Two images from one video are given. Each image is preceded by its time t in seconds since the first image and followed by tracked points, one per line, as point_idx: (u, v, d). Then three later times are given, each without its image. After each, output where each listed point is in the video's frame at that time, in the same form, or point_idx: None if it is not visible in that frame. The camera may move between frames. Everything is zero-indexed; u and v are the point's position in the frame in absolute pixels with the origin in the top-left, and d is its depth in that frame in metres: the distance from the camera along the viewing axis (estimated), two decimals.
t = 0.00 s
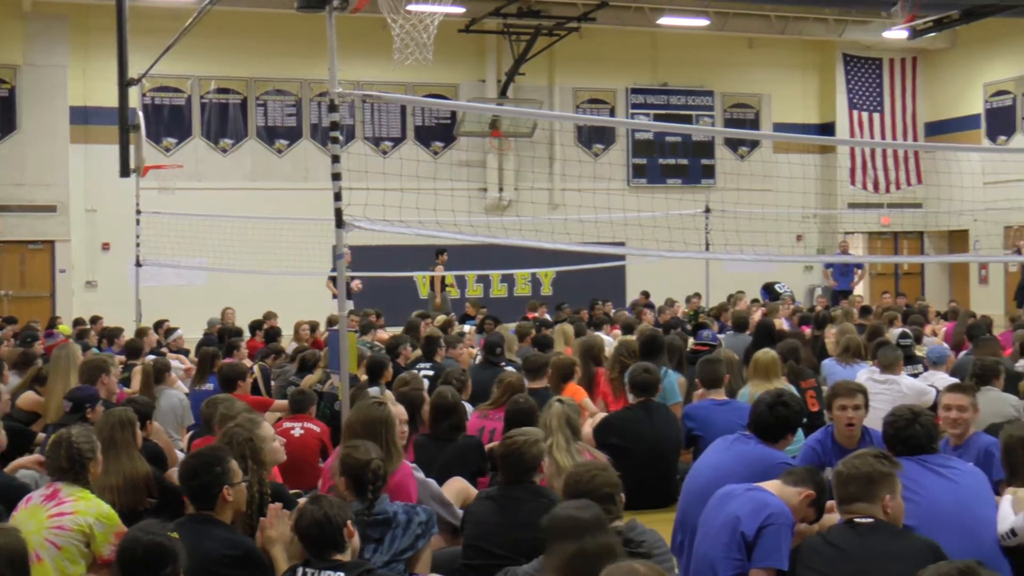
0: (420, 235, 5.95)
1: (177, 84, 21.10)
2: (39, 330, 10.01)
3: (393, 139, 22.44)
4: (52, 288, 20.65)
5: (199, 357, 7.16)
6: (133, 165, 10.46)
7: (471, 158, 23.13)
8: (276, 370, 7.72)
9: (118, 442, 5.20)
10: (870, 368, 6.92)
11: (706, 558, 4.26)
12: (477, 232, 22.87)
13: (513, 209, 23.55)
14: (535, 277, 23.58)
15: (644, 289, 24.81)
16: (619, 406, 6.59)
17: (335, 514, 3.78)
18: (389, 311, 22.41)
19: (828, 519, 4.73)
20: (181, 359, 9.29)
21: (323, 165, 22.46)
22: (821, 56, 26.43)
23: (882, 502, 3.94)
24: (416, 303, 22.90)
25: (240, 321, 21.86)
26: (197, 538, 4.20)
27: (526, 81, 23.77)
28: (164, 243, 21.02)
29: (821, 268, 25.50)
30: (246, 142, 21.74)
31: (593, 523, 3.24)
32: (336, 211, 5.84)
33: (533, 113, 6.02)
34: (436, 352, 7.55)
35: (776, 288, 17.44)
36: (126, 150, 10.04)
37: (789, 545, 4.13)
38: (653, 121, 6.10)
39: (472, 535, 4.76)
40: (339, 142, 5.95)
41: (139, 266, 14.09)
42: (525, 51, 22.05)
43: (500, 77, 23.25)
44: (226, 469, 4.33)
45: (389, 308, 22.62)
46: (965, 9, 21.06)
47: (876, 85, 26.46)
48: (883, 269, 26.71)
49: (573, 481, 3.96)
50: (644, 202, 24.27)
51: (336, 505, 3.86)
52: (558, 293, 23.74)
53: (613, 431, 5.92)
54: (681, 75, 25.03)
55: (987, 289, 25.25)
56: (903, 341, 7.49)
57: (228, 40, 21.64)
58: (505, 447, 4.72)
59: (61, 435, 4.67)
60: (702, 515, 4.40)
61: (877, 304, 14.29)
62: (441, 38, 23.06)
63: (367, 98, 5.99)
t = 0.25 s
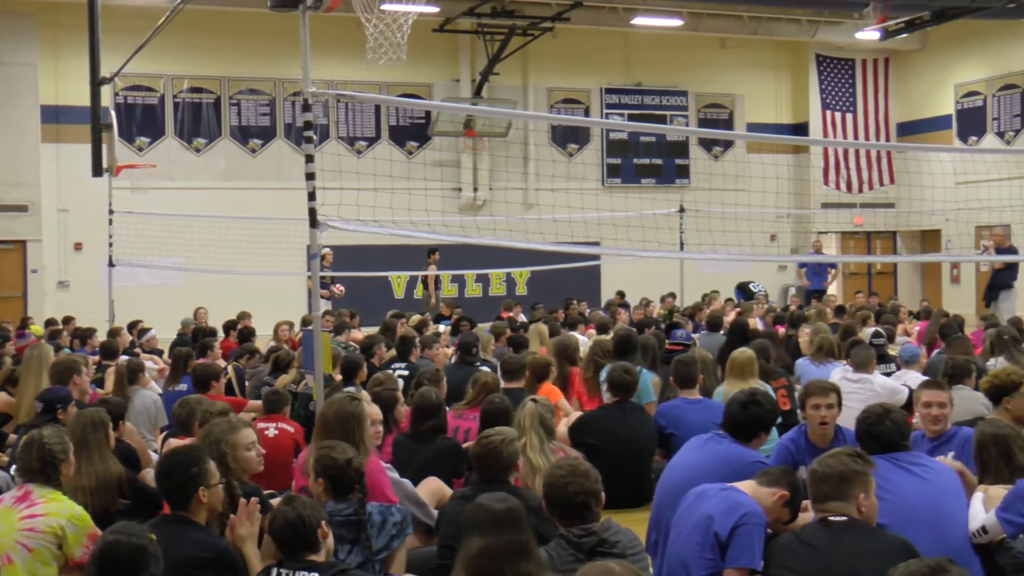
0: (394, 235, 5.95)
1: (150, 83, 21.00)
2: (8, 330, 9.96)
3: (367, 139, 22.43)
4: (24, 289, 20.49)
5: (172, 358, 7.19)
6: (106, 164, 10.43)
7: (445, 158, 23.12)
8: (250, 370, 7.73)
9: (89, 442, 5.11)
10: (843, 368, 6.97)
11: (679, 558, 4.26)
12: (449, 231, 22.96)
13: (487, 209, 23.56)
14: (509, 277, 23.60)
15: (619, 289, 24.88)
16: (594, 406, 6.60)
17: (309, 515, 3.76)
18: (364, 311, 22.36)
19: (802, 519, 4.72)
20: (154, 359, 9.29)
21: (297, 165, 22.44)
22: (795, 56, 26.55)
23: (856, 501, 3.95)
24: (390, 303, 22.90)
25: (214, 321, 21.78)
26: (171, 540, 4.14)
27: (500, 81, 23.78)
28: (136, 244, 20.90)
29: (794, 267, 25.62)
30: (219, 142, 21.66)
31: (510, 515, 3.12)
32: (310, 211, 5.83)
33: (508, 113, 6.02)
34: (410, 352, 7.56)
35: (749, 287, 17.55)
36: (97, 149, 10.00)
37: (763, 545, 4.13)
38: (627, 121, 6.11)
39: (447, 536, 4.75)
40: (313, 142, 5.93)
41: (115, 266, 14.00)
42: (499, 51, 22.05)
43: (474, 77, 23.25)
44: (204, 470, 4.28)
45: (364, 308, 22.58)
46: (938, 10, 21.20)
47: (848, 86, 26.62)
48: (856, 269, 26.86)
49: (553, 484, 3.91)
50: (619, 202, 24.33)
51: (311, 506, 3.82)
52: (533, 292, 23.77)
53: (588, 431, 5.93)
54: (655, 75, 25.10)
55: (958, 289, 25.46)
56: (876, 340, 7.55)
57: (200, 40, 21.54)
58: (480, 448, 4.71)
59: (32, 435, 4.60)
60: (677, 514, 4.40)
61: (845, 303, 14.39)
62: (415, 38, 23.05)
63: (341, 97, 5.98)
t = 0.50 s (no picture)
0: (372, 235, 5.93)
1: (127, 83, 20.88)
2: None
3: (345, 138, 22.36)
4: None
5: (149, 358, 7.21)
6: (81, 164, 10.38)
7: (424, 158, 23.07)
8: (228, 371, 7.74)
9: (65, 444, 5.07)
10: (820, 367, 7.01)
11: (658, 557, 4.27)
12: (425, 230, 22.94)
13: (466, 208, 23.55)
14: (488, 277, 23.60)
15: (597, 289, 24.93)
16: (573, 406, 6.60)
17: (287, 515, 3.73)
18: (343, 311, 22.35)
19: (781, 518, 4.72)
20: (132, 359, 9.27)
21: (275, 164, 22.37)
22: (773, 57, 26.65)
23: (832, 500, 3.97)
24: (369, 303, 22.88)
25: (191, 321, 21.70)
26: (151, 541, 4.12)
27: (479, 81, 23.75)
28: (113, 243, 20.78)
29: (772, 267, 25.72)
30: (197, 142, 21.57)
31: (451, 513, 3.34)
32: (288, 211, 5.81)
33: (486, 113, 6.01)
34: (389, 352, 7.56)
35: (727, 287, 17.62)
36: (72, 148, 9.95)
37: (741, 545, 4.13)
38: (606, 122, 6.12)
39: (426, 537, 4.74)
40: (291, 142, 5.91)
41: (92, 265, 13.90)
42: (478, 51, 22.02)
43: (453, 77, 23.22)
44: (186, 471, 4.28)
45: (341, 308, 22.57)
46: (915, 11, 21.33)
47: (825, 86, 26.74)
48: (834, 269, 26.97)
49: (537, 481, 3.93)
50: (598, 202, 24.37)
51: (289, 506, 3.80)
52: (512, 292, 23.79)
53: (567, 431, 5.94)
54: (633, 75, 25.12)
55: (935, 288, 25.65)
56: (853, 339, 7.61)
57: (177, 39, 21.46)
58: (458, 448, 4.71)
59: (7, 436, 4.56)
60: (655, 512, 4.40)
61: (821, 303, 14.45)
62: (393, 38, 23.02)
63: (319, 97, 5.96)
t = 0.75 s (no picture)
0: (352, 235, 5.92)
1: (105, 82, 20.79)
2: None
3: (325, 138, 22.32)
4: None
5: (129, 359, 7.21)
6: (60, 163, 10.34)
7: (404, 157, 23.04)
8: (208, 370, 7.74)
9: (42, 445, 5.04)
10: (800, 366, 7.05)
11: (638, 557, 4.27)
12: (408, 230, 22.87)
13: (446, 208, 23.53)
14: (469, 277, 23.60)
15: (578, 288, 24.97)
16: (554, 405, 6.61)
17: (267, 516, 3.71)
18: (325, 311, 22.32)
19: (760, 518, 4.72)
20: (111, 359, 9.25)
21: (254, 164, 22.31)
22: (752, 57, 26.73)
23: (811, 499, 3.96)
24: (350, 303, 22.87)
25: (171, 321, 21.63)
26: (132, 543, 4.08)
27: (460, 81, 23.73)
28: (92, 242, 20.67)
29: (752, 267, 25.83)
30: (176, 141, 21.50)
31: (435, 507, 3.37)
32: (268, 211, 5.80)
33: (467, 113, 6.01)
34: (370, 352, 7.56)
35: (707, 287, 17.66)
36: (51, 148, 9.92)
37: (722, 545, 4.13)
38: (586, 122, 6.13)
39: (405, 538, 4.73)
40: (271, 141, 5.90)
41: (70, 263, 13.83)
42: (458, 52, 22.02)
43: (434, 76, 23.21)
44: (169, 472, 4.24)
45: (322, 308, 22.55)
46: (892, 13, 21.43)
47: (805, 86, 26.86)
48: (813, 268, 27.11)
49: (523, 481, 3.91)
50: (578, 201, 24.42)
51: (269, 507, 3.78)
52: (492, 292, 23.81)
53: (548, 430, 5.96)
54: (614, 76, 25.17)
55: (914, 287, 25.82)
56: (833, 339, 7.65)
57: (155, 38, 21.39)
58: (440, 448, 4.71)
59: None
60: (636, 513, 4.40)
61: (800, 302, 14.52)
62: (373, 37, 22.99)
63: (299, 97, 5.95)
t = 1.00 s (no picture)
0: (334, 234, 5.91)
1: (87, 81, 20.70)
2: None
3: (308, 138, 22.29)
4: None
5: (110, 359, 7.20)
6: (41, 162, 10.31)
7: (387, 157, 23.03)
8: (190, 371, 7.74)
9: (20, 445, 4.98)
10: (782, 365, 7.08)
11: (621, 556, 4.28)
12: (393, 229, 22.77)
13: (429, 208, 23.52)
14: (452, 276, 23.60)
15: (561, 288, 25.01)
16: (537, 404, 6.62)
17: (249, 516, 3.70)
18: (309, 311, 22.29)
19: (743, 517, 4.73)
20: (94, 359, 9.23)
21: (237, 163, 22.24)
22: (735, 57, 26.80)
23: (792, 497, 3.97)
24: (333, 303, 22.85)
25: (152, 322, 21.55)
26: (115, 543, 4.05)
27: (443, 80, 23.72)
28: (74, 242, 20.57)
29: (735, 266, 25.90)
30: (158, 141, 21.43)
31: (431, 505, 3.34)
32: (250, 210, 5.78)
33: (450, 113, 6.01)
34: (353, 353, 7.57)
35: (690, 287, 17.70)
36: (32, 147, 9.89)
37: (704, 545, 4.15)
38: (569, 122, 6.14)
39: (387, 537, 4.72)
40: (253, 141, 5.89)
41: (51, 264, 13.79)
42: (441, 51, 22.02)
43: (416, 76, 23.21)
44: (151, 473, 4.22)
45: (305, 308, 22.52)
46: (874, 13, 21.49)
47: (787, 87, 26.95)
48: (795, 268, 27.19)
49: (508, 479, 3.91)
50: (561, 201, 24.45)
51: (251, 508, 3.77)
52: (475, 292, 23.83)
53: (531, 429, 5.97)
54: (596, 75, 25.21)
55: (895, 287, 25.95)
56: (815, 338, 7.68)
57: (137, 37, 21.33)
58: (424, 448, 4.69)
59: None
60: (619, 512, 4.41)
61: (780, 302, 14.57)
62: (355, 36, 22.97)
63: (281, 96, 5.94)
